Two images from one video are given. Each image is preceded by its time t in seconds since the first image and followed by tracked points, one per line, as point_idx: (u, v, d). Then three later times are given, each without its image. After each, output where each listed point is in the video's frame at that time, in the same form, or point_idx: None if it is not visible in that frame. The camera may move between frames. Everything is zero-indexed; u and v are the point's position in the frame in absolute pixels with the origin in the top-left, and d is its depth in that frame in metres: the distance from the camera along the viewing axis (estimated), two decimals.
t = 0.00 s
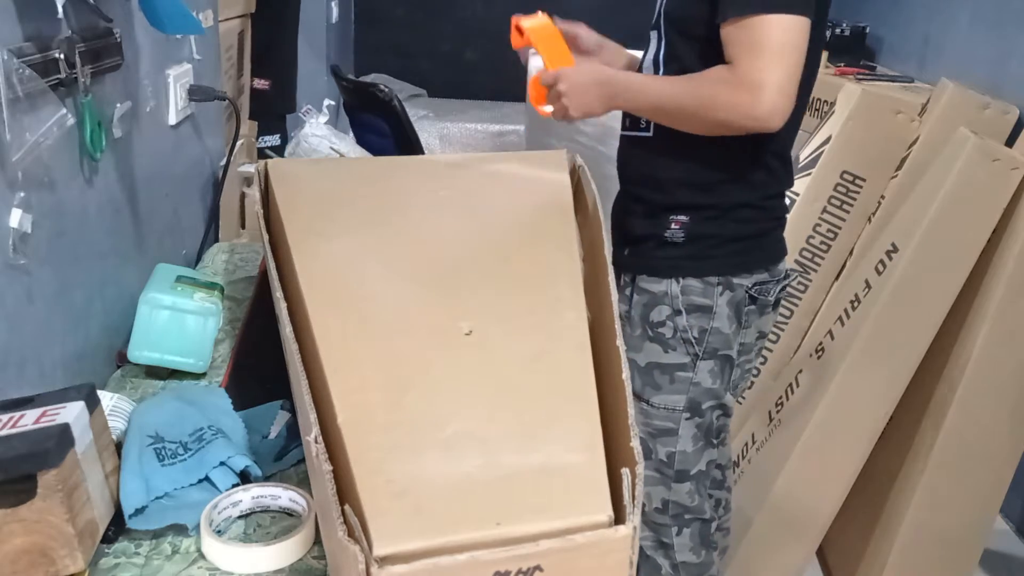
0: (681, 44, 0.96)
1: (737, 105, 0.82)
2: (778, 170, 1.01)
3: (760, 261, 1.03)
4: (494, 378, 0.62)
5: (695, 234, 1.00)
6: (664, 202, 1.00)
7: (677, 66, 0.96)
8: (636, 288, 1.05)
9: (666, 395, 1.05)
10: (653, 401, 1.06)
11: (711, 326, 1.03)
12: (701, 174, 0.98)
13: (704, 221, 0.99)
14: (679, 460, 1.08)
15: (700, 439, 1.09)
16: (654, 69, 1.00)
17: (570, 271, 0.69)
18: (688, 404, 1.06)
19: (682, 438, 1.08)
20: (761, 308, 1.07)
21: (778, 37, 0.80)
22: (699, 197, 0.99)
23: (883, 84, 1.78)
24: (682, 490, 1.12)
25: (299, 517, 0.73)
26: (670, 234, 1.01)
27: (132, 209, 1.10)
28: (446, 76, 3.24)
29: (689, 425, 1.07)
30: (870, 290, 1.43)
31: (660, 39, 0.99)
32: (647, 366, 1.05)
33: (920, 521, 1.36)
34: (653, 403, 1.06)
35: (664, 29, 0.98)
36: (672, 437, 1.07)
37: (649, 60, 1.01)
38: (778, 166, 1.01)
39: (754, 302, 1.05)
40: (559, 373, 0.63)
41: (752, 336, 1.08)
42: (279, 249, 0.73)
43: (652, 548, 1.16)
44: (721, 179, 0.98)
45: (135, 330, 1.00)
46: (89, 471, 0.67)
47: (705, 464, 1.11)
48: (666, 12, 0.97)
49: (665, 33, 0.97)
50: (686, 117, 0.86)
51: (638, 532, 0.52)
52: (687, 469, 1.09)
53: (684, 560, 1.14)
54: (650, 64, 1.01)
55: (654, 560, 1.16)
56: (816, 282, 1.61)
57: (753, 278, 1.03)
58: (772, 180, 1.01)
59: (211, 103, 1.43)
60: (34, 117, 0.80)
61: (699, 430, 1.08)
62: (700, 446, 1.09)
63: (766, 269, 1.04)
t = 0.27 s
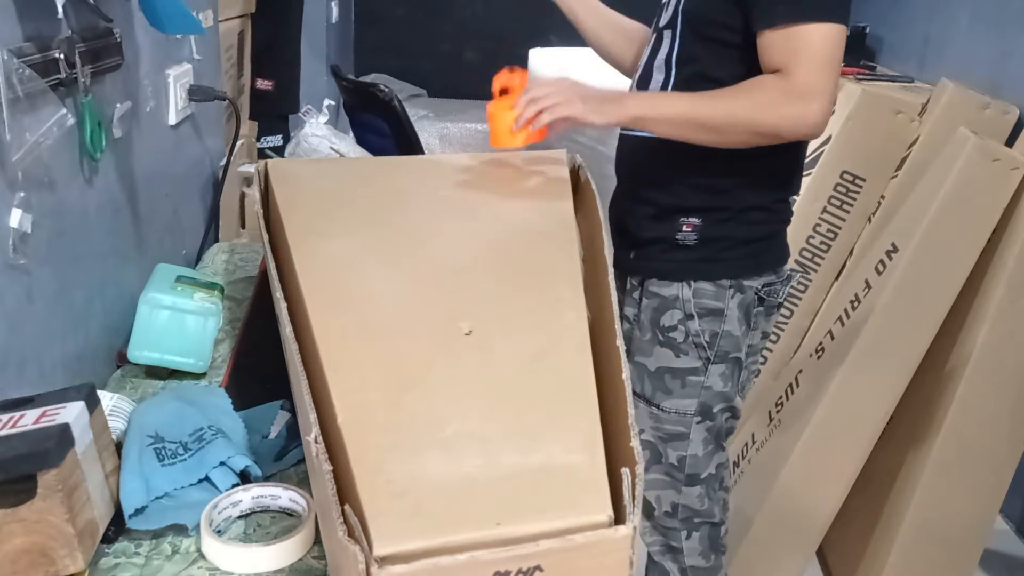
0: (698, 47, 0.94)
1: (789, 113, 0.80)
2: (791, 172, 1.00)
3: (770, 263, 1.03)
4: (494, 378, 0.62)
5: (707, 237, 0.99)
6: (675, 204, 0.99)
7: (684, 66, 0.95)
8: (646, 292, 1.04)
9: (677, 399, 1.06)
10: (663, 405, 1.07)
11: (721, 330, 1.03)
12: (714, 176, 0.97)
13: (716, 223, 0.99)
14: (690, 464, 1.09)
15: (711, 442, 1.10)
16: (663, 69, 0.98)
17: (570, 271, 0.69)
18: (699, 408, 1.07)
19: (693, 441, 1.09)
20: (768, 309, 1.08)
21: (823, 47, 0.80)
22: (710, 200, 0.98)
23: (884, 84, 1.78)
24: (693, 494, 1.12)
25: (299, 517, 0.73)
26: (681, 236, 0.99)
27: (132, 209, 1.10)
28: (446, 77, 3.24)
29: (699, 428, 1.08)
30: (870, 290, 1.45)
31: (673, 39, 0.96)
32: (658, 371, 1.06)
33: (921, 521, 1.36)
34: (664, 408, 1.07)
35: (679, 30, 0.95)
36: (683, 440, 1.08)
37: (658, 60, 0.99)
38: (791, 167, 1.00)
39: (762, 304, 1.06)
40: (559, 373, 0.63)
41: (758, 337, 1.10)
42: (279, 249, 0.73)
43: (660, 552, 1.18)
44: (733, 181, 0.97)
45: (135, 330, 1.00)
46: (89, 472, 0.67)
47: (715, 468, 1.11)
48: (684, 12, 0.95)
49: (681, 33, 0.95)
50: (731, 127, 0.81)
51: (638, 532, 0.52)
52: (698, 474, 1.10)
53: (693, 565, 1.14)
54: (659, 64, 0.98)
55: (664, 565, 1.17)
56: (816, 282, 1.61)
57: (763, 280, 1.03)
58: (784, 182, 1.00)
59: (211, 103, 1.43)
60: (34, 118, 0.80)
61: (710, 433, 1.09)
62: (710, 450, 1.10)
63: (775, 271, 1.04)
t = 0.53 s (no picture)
0: (705, 51, 0.94)
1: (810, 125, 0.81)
2: (792, 175, 1.00)
3: (770, 266, 1.02)
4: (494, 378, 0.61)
5: (707, 239, 1.00)
6: (674, 207, 1.00)
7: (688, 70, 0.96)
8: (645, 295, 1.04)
9: (677, 403, 1.05)
10: (664, 410, 1.06)
11: (721, 332, 1.02)
12: (714, 178, 0.98)
13: (715, 225, 0.99)
14: (694, 470, 1.07)
15: (715, 449, 1.08)
16: (670, 73, 0.98)
17: (570, 271, 0.69)
18: (700, 413, 1.05)
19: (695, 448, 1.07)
20: (769, 312, 1.07)
21: (843, 59, 0.81)
22: (710, 203, 0.98)
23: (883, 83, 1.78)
24: (699, 502, 1.10)
25: (299, 517, 0.73)
26: (681, 238, 1.00)
27: (132, 209, 1.10)
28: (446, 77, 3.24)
29: (701, 434, 1.06)
30: (870, 290, 1.42)
31: (680, 42, 0.97)
32: (657, 375, 1.05)
33: (921, 522, 1.36)
34: (664, 412, 1.06)
35: (686, 33, 0.96)
36: (685, 446, 1.06)
37: (664, 63, 0.99)
38: (793, 171, 1.00)
39: (762, 307, 1.05)
40: (559, 373, 0.63)
41: (760, 341, 1.09)
42: (279, 249, 0.73)
43: (677, 563, 1.15)
44: (732, 183, 0.98)
45: (135, 330, 1.00)
46: (89, 472, 0.66)
47: (722, 475, 1.09)
48: (691, 14, 0.95)
49: (688, 36, 0.96)
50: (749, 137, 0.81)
51: (639, 532, 0.52)
52: (703, 480, 1.08)
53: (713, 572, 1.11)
54: (665, 67, 0.99)
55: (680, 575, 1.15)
56: (816, 281, 1.61)
57: (763, 282, 1.03)
58: (784, 185, 1.00)
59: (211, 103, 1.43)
60: (34, 118, 0.80)
61: (713, 439, 1.06)
62: (715, 456, 1.07)
63: (775, 273, 1.04)
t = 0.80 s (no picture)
0: (719, 55, 0.95)
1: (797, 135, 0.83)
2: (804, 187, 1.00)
3: (783, 278, 1.02)
4: (494, 378, 0.61)
5: (717, 252, 1.00)
6: (681, 217, 1.00)
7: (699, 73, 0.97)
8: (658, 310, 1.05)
9: (697, 419, 1.05)
10: (684, 426, 1.06)
11: (737, 347, 1.02)
12: (724, 191, 0.98)
13: (726, 239, 0.99)
14: (719, 483, 1.07)
15: (740, 461, 1.08)
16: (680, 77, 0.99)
17: (570, 271, 0.69)
18: (720, 428, 1.05)
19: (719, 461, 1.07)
20: (788, 326, 1.06)
21: (844, 70, 0.81)
22: (720, 216, 0.98)
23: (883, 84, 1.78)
24: (728, 514, 1.10)
25: (299, 517, 0.73)
26: (688, 250, 1.01)
27: (132, 209, 1.10)
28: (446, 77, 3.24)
29: (723, 449, 1.06)
30: (869, 290, 1.41)
31: (692, 47, 0.97)
32: (675, 392, 1.05)
33: (920, 523, 1.36)
34: (685, 428, 1.06)
35: (699, 37, 0.96)
36: (708, 460, 1.07)
37: (676, 67, 1.00)
38: (806, 183, 0.99)
39: (779, 321, 1.04)
40: (559, 373, 0.62)
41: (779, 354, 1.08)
42: (279, 249, 0.73)
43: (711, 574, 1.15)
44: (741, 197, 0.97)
45: (136, 330, 1.00)
46: (88, 471, 0.67)
47: (750, 485, 1.09)
48: (704, 17, 0.95)
49: (700, 40, 0.96)
50: (737, 137, 0.87)
51: (639, 532, 0.52)
52: (729, 492, 1.08)
53: None
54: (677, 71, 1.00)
55: None
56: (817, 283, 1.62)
57: (777, 296, 1.03)
58: (797, 199, 1.00)
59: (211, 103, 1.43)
60: (34, 118, 0.80)
61: (736, 453, 1.07)
62: (740, 468, 1.08)
63: (790, 286, 1.04)
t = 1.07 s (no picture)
0: (765, 69, 0.91)
1: (867, 163, 0.79)
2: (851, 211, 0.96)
3: (830, 302, 0.99)
4: (493, 378, 0.61)
5: (758, 278, 0.97)
6: (721, 243, 0.98)
7: (742, 90, 0.94)
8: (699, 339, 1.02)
9: (744, 447, 1.03)
10: (730, 453, 1.04)
11: (782, 376, 1.00)
12: (769, 217, 0.95)
13: (770, 265, 0.96)
14: (766, 505, 1.05)
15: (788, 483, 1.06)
16: (720, 91, 0.96)
17: (569, 271, 0.69)
18: (768, 454, 1.03)
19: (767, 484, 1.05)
20: (833, 349, 1.03)
21: (916, 91, 0.76)
22: (764, 241, 0.95)
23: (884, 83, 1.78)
24: (774, 532, 1.08)
25: (299, 517, 0.73)
26: (733, 280, 0.97)
27: (133, 209, 1.10)
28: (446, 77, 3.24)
29: (772, 472, 1.04)
30: (869, 290, 1.41)
31: (734, 61, 0.94)
32: (720, 420, 1.03)
33: (920, 523, 1.36)
34: (731, 455, 1.04)
35: (742, 51, 0.93)
36: (756, 484, 1.04)
37: (714, 80, 0.97)
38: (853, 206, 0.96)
39: (824, 346, 1.02)
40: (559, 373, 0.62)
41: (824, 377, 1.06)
42: (279, 248, 0.74)
43: None
44: (786, 221, 0.95)
45: (136, 330, 1.00)
46: (89, 471, 0.67)
47: (799, 504, 1.07)
48: (750, 31, 0.91)
49: (743, 56, 0.93)
50: (804, 167, 0.83)
51: (639, 532, 0.52)
52: (778, 513, 1.06)
53: None
54: (715, 85, 0.97)
55: None
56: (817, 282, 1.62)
57: (823, 320, 1.00)
58: (845, 221, 0.96)
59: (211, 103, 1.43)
60: (34, 118, 0.80)
61: (785, 476, 1.05)
62: (789, 489, 1.06)
63: (836, 309, 1.01)
